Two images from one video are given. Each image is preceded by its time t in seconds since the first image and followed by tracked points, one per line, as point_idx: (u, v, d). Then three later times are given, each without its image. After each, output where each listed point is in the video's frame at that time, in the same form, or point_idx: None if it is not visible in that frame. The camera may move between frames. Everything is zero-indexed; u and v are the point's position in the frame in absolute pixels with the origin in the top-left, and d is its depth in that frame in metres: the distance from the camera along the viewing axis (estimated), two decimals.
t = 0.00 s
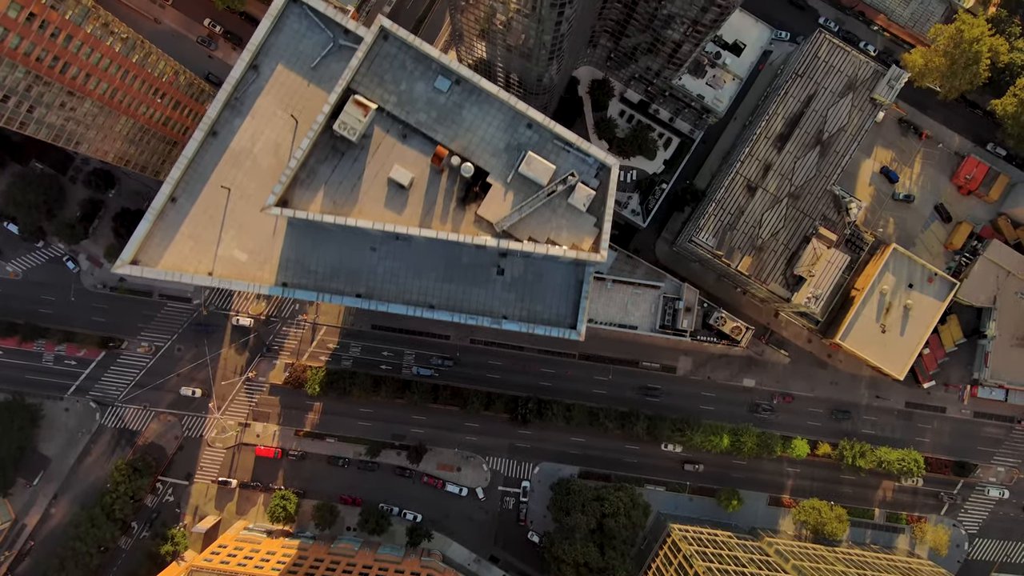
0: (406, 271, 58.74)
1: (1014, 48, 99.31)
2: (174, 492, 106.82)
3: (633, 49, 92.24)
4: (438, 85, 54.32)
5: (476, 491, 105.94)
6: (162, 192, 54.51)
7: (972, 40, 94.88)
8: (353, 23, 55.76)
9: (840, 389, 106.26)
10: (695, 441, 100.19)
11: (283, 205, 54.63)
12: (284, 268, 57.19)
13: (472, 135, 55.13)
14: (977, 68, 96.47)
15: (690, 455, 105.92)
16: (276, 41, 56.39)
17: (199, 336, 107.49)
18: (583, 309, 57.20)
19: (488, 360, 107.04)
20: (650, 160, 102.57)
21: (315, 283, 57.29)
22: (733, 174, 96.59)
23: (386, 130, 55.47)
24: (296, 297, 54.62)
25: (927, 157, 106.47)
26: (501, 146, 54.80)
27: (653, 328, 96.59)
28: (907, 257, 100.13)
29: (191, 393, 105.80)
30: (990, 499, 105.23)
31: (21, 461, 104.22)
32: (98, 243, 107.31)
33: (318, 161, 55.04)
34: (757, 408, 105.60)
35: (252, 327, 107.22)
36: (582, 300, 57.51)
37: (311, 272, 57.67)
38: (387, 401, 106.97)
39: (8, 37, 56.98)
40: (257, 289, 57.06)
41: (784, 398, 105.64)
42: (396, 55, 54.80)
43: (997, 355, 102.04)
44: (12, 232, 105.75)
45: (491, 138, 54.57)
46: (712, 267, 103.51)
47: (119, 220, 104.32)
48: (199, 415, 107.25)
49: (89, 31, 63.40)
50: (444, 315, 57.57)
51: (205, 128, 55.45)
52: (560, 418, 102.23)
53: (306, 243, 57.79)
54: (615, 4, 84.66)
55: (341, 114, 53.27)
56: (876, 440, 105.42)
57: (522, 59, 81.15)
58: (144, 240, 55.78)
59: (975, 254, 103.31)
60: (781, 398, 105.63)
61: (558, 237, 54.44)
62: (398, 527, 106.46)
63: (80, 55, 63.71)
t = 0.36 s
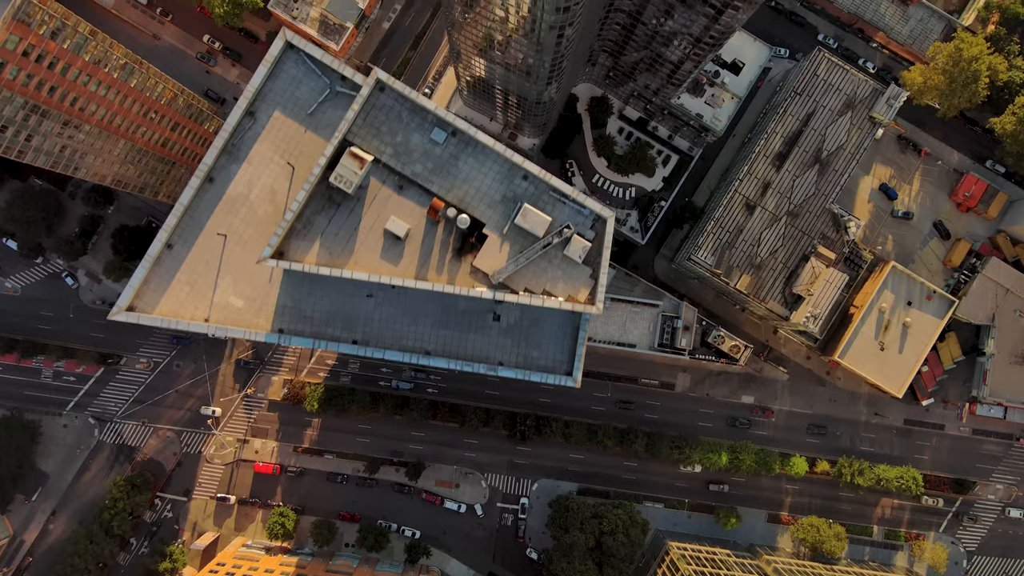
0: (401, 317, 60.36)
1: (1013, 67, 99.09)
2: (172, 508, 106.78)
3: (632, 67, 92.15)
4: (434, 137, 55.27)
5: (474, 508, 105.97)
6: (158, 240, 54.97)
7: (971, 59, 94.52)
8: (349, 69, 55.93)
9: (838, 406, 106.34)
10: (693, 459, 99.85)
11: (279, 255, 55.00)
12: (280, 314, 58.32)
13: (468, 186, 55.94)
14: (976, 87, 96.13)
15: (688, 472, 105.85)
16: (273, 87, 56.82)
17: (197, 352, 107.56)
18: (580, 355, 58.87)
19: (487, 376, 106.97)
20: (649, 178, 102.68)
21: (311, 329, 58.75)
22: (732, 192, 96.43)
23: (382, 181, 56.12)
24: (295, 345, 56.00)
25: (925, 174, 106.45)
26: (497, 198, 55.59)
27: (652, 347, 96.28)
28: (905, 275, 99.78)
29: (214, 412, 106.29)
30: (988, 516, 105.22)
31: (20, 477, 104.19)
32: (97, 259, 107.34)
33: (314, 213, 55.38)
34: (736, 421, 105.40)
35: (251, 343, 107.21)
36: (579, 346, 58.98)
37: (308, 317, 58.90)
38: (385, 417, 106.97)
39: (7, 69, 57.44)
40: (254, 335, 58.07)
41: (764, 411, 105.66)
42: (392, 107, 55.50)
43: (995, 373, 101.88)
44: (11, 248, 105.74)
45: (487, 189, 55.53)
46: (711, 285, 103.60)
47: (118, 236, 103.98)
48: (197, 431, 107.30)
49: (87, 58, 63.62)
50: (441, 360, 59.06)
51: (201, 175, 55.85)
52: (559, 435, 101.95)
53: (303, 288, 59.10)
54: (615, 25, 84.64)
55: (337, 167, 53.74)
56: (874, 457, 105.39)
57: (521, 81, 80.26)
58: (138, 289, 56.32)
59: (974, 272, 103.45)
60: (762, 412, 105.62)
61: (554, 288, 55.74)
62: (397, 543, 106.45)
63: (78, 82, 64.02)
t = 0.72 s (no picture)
0: (398, 362, 59.83)
1: (1012, 85, 99.33)
2: (171, 524, 106.71)
3: (631, 85, 92.17)
4: (430, 188, 55.05)
5: (473, 525, 105.98)
6: (155, 287, 55.23)
7: (971, 78, 94.57)
8: (345, 116, 56.00)
9: (837, 423, 106.37)
10: (692, 477, 99.57)
11: (275, 306, 54.42)
12: (275, 360, 57.63)
13: (464, 238, 55.60)
14: (975, 105, 96.01)
15: (687, 489, 105.86)
16: (269, 133, 56.96)
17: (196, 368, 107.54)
18: (576, 406, 57.92)
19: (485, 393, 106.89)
20: (648, 196, 102.35)
21: (307, 375, 58.11)
22: (730, 211, 96.34)
23: (378, 232, 55.82)
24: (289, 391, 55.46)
25: (925, 191, 106.45)
26: (493, 249, 55.22)
27: (650, 366, 96.11)
28: (903, 293, 99.26)
29: (230, 431, 106.14)
30: (987, 534, 105.15)
31: (18, 494, 104.24)
32: (96, 274, 107.39)
33: (310, 264, 55.12)
34: (714, 435, 105.66)
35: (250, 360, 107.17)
36: (575, 394, 58.33)
37: (303, 363, 58.33)
38: (384, 433, 106.93)
39: (4, 100, 57.60)
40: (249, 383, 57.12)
41: (745, 425, 105.63)
42: (388, 158, 55.39)
43: (994, 391, 101.81)
44: (10, 264, 105.82)
45: (483, 242, 55.14)
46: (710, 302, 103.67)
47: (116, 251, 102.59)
48: (196, 447, 107.24)
49: (85, 86, 63.84)
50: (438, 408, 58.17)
51: (198, 222, 56.05)
52: (557, 452, 101.48)
53: (298, 334, 58.66)
54: (613, 45, 84.88)
55: (333, 219, 53.59)
56: (873, 474, 105.32)
57: (519, 101, 79.96)
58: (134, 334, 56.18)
59: (973, 289, 103.40)
60: (742, 426, 105.58)
61: (549, 338, 54.70)
62: (395, 560, 106.40)
63: (76, 110, 64.16)
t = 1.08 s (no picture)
0: (392, 405, 59.33)
1: (1011, 101, 99.29)
2: (170, 539, 106.63)
3: (629, 102, 92.12)
4: (426, 236, 55.22)
5: (471, 540, 105.97)
6: (151, 329, 55.42)
7: (969, 94, 94.47)
8: (342, 159, 56.10)
9: (835, 439, 106.40)
10: (691, 493, 99.36)
11: (270, 353, 54.54)
12: (272, 402, 57.67)
13: (460, 284, 55.62)
14: (973, 122, 95.85)
15: (685, 504, 105.84)
16: (266, 175, 57.12)
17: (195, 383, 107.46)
18: (572, 450, 57.42)
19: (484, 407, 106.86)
20: (646, 211, 102.25)
21: (302, 418, 57.99)
22: (729, 228, 96.30)
23: (374, 278, 55.90)
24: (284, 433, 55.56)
25: (924, 206, 106.42)
26: (489, 295, 55.27)
27: (648, 382, 96.05)
28: (902, 308, 99.00)
29: (251, 449, 106.37)
30: (986, 550, 105.14)
31: (17, 509, 104.25)
32: (95, 289, 107.43)
33: (306, 310, 55.21)
34: (692, 447, 105.50)
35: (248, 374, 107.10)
36: (571, 438, 57.84)
37: (300, 405, 58.35)
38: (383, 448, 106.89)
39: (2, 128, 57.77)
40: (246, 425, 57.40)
41: (725, 438, 105.65)
42: (385, 205, 55.59)
43: (993, 407, 101.65)
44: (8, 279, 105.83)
45: (478, 288, 55.20)
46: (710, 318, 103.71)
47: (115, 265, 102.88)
48: (194, 462, 107.18)
49: (83, 111, 63.89)
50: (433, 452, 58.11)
51: (194, 264, 56.44)
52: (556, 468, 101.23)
53: (295, 377, 58.55)
54: (612, 66, 85.00)
55: (328, 266, 54.10)
56: (872, 490, 105.29)
57: (518, 116, 77.49)
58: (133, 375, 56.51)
59: (972, 304, 103.20)
60: (722, 438, 105.59)
61: (545, 386, 54.28)
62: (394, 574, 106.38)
63: (74, 135, 64.21)
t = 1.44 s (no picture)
0: (389, 451, 58.36)
1: (1009, 119, 99.19)
2: (168, 555, 106.56)
3: (627, 121, 92.11)
4: (422, 287, 55.46)
5: (470, 556, 105.96)
6: (146, 377, 54.84)
7: (968, 113, 94.18)
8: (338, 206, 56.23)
9: (834, 455, 106.40)
10: (691, 510, 99.23)
11: (265, 404, 54.05)
12: (267, 448, 56.76)
13: (455, 335, 55.87)
14: (972, 140, 95.38)
15: (684, 521, 105.78)
16: (262, 221, 56.97)
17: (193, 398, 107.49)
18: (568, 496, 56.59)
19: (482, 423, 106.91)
20: (645, 227, 102.15)
21: (298, 465, 56.96)
22: (727, 246, 96.36)
23: (369, 329, 56.08)
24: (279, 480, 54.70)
25: (923, 223, 106.35)
26: (484, 347, 55.65)
27: (647, 401, 95.86)
28: (901, 326, 98.79)
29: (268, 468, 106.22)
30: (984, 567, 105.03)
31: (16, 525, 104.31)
32: (93, 305, 107.53)
33: (301, 360, 55.01)
34: (671, 461, 105.45)
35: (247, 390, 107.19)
36: (567, 486, 56.91)
37: (295, 452, 57.36)
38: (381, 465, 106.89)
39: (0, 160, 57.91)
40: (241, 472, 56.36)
41: (704, 451, 105.59)
42: (380, 257, 55.93)
43: (991, 425, 101.48)
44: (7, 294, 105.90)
45: (474, 339, 55.43)
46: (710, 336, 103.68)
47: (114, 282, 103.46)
48: (193, 478, 107.14)
49: (81, 139, 63.95)
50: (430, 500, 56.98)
51: (189, 310, 56.00)
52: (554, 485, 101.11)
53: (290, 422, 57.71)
54: (609, 89, 85.16)
55: (323, 318, 53.82)
56: (870, 507, 105.26)
57: (517, 137, 76.29)
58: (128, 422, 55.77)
59: (971, 321, 103.09)
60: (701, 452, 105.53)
61: (541, 437, 54.30)
62: None
63: (71, 162, 64.27)
